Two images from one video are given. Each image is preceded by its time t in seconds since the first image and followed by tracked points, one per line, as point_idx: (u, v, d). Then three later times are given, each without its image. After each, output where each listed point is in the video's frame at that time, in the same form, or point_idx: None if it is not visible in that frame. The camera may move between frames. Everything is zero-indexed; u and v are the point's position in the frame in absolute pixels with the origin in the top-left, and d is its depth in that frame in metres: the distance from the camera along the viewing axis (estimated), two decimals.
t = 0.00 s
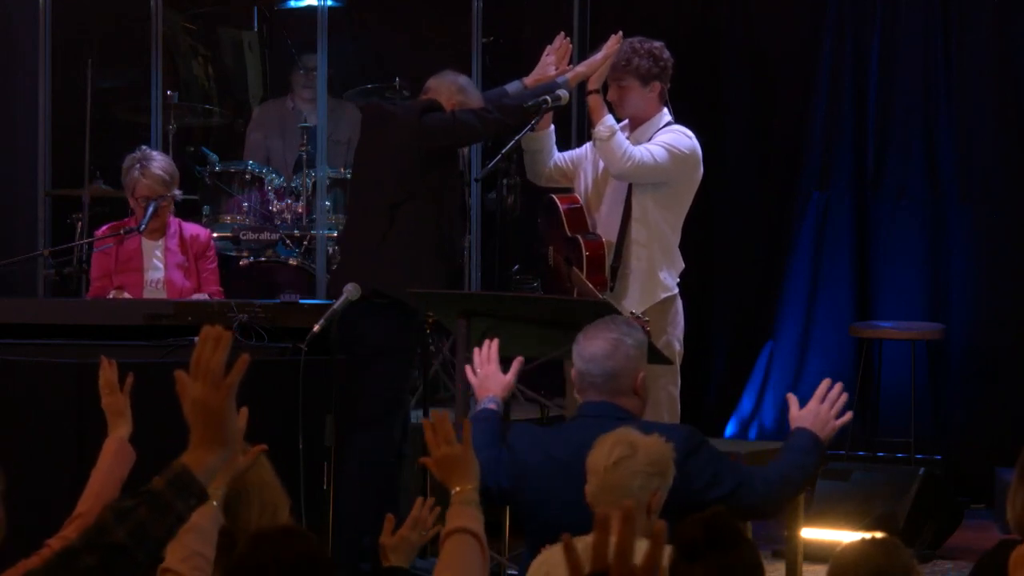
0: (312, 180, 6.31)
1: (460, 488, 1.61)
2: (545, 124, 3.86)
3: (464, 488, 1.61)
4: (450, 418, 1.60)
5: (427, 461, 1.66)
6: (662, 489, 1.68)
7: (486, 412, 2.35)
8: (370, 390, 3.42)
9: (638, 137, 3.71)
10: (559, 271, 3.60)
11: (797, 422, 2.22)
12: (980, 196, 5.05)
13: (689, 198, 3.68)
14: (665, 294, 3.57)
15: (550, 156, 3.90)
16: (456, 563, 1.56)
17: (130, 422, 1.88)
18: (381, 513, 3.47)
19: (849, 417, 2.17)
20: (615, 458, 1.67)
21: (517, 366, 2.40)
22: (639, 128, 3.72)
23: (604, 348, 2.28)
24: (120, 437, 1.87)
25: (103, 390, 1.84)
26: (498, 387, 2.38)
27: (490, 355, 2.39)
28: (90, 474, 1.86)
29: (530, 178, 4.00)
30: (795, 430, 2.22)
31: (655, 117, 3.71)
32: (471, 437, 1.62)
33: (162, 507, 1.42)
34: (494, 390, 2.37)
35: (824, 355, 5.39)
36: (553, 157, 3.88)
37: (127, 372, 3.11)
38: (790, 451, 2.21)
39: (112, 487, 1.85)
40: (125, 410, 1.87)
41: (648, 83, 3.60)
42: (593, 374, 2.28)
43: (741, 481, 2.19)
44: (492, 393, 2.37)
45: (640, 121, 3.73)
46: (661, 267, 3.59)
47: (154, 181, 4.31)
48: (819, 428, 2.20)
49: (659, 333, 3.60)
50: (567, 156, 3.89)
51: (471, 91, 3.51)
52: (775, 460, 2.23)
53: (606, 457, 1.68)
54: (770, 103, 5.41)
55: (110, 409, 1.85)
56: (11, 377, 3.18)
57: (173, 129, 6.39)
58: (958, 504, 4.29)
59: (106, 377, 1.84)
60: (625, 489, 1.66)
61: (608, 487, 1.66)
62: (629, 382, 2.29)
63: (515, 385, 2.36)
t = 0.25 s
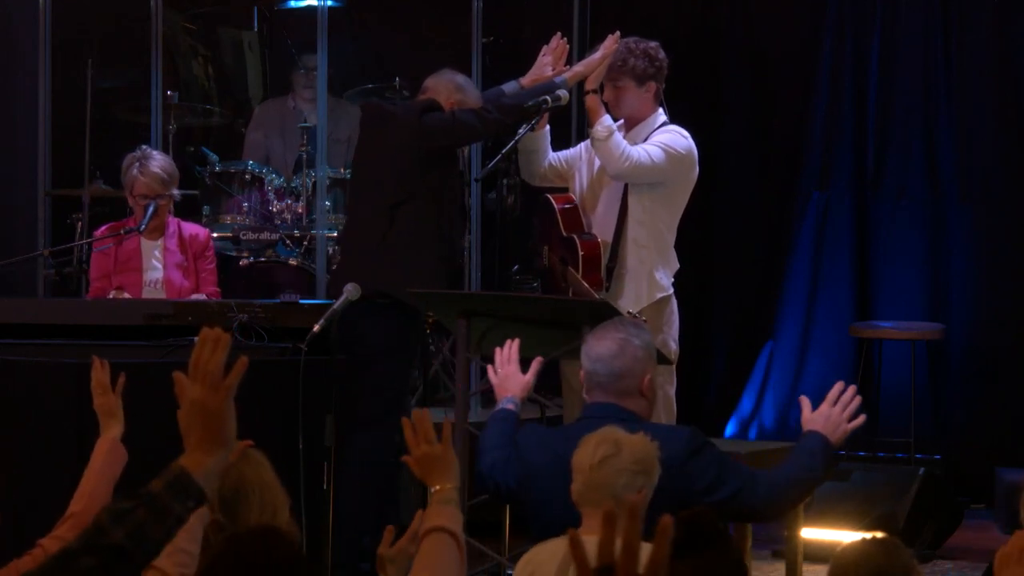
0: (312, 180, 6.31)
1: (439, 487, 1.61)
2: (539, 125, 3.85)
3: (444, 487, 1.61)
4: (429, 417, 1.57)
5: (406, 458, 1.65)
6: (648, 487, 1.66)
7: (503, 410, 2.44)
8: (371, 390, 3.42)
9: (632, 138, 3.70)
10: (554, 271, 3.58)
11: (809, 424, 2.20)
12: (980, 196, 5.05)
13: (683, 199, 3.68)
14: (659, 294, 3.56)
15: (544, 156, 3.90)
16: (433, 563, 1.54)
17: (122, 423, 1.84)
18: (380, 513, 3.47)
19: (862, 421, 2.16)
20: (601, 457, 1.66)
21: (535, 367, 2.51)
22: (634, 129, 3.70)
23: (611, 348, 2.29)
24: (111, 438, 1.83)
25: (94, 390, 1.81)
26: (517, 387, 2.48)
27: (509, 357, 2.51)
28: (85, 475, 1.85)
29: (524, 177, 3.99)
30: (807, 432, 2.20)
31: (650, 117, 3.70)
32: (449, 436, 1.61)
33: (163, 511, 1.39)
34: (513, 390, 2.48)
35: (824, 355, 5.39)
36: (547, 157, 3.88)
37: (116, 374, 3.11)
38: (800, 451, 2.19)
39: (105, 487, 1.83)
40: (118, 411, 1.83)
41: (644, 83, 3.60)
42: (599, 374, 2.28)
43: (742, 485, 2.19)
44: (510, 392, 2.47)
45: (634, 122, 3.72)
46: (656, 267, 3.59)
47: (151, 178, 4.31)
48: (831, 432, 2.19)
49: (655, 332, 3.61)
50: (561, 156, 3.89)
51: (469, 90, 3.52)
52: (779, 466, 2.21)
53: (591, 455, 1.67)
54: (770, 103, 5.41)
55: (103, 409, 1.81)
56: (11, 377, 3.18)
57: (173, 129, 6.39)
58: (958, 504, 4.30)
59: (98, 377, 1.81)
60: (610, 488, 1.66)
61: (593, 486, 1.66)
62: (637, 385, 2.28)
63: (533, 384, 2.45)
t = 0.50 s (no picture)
0: (312, 180, 6.32)
1: (419, 486, 1.61)
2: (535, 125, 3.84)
3: (424, 486, 1.61)
4: (410, 415, 1.59)
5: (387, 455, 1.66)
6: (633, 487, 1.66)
7: (517, 410, 2.41)
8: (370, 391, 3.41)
9: (628, 139, 3.70)
10: (552, 272, 3.59)
11: (815, 428, 2.20)
12: (980, 196, 5.05)
13: (680, 200, 3.68)
14: (657, 294, 3.56)
15: (540, 156, 3.90)
16: (409, 560, 1.54)
17: (111, 423, 1.85)
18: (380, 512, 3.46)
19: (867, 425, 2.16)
20: (585, 457, 1.66)
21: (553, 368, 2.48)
22: (630, 129, 3.71)
23: (613, 347, 2.29)
24: (100, 438, 1.84)
25: (83, 392, 1.83)
26: (533, 388, 2.45)
27: (528, 357, 2.49)
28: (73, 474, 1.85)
29: (520, 178, 3.99)
30: (812, 435, 2.20)
31: (646, 118, 3.70)
32: (431, 433, 1.61)
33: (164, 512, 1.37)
34: (529, 390, 2.45)
35: (823, 356, 5.39)
36: (542, 157, 3.88)
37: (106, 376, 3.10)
38: (804, 454, 2.18)
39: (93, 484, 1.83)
40: (108, 412, 1.84)
41: (641, 83, 3.60)
42: (600, 374, 2.28)
43: (743, 485, 2.18)
44: (526, 393, 2.44)
45: (630, 122, 3.73)
46: (654, 266, 3.58)
47: (149, 177, 4.30)
48: (836, 435, 2.19)
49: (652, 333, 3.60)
50: (557, 156, 3.89)
51: (464, 87, 3.55)
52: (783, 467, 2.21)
53: (575, 455, 1.67)
54: (770, 103, 5.41)
55: (92, 410, 1.82)
56: (11, 377, 3.17)
57: (173, 129, 6.39)
58: (958, 503, 4.29)
59: (87, 379, 1.83)
60: (595, 488, 1.65)
61: (578, 487, 1.66)
62: (638, 385, 2.27)
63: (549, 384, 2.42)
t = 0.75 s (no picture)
0: (312, 180, 6.32)
1: (405, 488, 1.61)
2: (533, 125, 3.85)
3: (410, 488, 1.61)
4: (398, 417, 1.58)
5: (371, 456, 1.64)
6: (621, 487, 1.69)
7: (522, 412, 2.43)
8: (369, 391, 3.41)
9: (627, 138, 3.70)
10: (551, 272, 3.59)
11: (816, 427, 2.18)
12: (980, 196, 5.05)
13: (679, 199, 3.68)
14: (657, 294, 3.55)
15: (538, 156, 3.90)
16: (397, 562, 1.55)
17: (102, 428, 1.86)
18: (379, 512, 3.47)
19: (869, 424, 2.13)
20: (573, 457, 1.68)
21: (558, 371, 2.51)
22: (628, 129, 3.72)
23: (613, 348, 2.29)
24: (92, 443, 1.85)
25: (76, 394, 1.83)
26: (538, 390, 2.47)
27: (533, 360, 2.51)
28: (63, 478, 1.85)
29: (519, 178, 3.99)
30: (813, 435, 2.18)
31: (645, 117, 3.70)
32: (417, 434, 1.59)
33: (164, 515, 1.38)
34: (535, 393, 2.47)
35: (823, 355, 5.39)
36: (540, 157, 3.88)
37: (99, 377, 3.09)
38: (803, 455, 2.16)
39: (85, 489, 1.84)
40: (100, 416, 1.85)
41: (639, 83, 3.61)
42: (599, 374, 2.28)
43: (742, 484, 2.18)
44: (532, 395, 2.46)
45: (629, 122, 3.73)
46: (653, 266, 3.58)
47: (148, 177, 4.30)
48: (837, 435, 2.16)
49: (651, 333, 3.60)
50: (555, 156, 3.89)
51: (459, 86, 3.56)
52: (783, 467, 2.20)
53: (564, 455, 1.69)
54: (770, 103, 5.41)
55: (84, 413, 1.83)
56: (10, 378, 3.17)
57: (173, 129, 6.39)
58: (958, 504, 4.29)
59: (80, 382, 1.83)
60: (585, 488, 1.68)
61: (567, 487, 1.68)
62: (637, 385, 2.28)
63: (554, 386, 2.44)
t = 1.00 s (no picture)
0: (312, 180, 6.32)
1: (404, 487, 1.63)
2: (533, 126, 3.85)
3: (409, 488, 1.63)
4: (398, 416, 1.62)
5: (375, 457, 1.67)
6: (616, 487, 1.69)
7: (517, 412, 2.39)
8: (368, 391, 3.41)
9: (628, 138, 3.70)
10: (551, 271, 3.59)
11: (810, 427, 2.21)
12: (980, 196, 5.05)
13: (681, 199, 3.68)
14: (657, 294, 3.55)
15: (539, 156, 3.91)
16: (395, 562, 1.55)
17: (99, 435, 1.84)
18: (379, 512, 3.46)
19: (863, 425, 2.15)
20: (568, 457, 1.68)
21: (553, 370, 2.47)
22: (630, 129, 3.71)
23: (607, 348, 2.29)
24: (87, 450, 1.83)
25: (71, 401, 1.82)
26: (533, 390, 2.44)
27: (528, 359, 2.48)
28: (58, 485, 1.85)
29: (521, 178, 4.00)
30: (807, 435, 2.20)
31: (646, 117, 3.70)
32: (417, 434, 1.63)
33: (163, 514, 1.37)
34: (529, 392, 2.43)
35: (823, 355, 5.39)
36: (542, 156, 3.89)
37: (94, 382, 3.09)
38: (800, 455, 2.18)
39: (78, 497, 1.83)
40: (93, 422, 1.84)
41: (640, 83, 3.60)
42: (594, 374, 2.29)
43: (739, 483, 2.18)
44: (527, 395, 2.42)
45: (631, 121, 3.72)
46: (654, 266, 3.58)
47: (148, 176, 4.30)
48: (832, 435, 2.19)
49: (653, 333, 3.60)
50: (557, 155, 3.90)
51: (455, 84, 3.56)
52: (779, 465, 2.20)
53: (559, 455, 1.70)
54: (770, 103, 5.40)
55: (78, 420, 1.82)
56: (10, 378, 3.17)
57: (173, 129, 6.38)
58: (959, 504, 4.29)
59: (75, 388, 1.83)
60: (579, 487, 1.68)
61: (562, 487, 1.68)
62: (632, 384, 2.28)
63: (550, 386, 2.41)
